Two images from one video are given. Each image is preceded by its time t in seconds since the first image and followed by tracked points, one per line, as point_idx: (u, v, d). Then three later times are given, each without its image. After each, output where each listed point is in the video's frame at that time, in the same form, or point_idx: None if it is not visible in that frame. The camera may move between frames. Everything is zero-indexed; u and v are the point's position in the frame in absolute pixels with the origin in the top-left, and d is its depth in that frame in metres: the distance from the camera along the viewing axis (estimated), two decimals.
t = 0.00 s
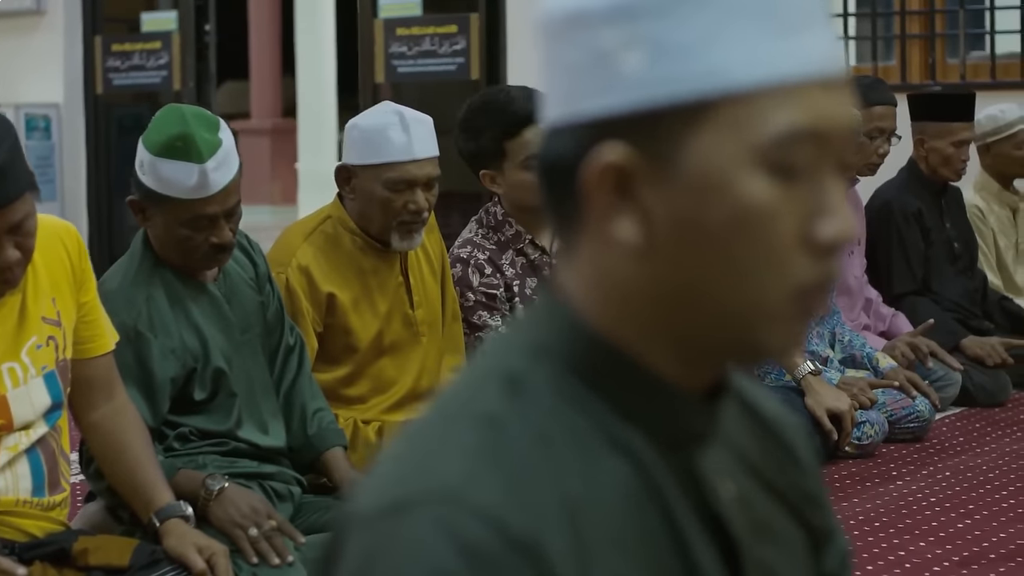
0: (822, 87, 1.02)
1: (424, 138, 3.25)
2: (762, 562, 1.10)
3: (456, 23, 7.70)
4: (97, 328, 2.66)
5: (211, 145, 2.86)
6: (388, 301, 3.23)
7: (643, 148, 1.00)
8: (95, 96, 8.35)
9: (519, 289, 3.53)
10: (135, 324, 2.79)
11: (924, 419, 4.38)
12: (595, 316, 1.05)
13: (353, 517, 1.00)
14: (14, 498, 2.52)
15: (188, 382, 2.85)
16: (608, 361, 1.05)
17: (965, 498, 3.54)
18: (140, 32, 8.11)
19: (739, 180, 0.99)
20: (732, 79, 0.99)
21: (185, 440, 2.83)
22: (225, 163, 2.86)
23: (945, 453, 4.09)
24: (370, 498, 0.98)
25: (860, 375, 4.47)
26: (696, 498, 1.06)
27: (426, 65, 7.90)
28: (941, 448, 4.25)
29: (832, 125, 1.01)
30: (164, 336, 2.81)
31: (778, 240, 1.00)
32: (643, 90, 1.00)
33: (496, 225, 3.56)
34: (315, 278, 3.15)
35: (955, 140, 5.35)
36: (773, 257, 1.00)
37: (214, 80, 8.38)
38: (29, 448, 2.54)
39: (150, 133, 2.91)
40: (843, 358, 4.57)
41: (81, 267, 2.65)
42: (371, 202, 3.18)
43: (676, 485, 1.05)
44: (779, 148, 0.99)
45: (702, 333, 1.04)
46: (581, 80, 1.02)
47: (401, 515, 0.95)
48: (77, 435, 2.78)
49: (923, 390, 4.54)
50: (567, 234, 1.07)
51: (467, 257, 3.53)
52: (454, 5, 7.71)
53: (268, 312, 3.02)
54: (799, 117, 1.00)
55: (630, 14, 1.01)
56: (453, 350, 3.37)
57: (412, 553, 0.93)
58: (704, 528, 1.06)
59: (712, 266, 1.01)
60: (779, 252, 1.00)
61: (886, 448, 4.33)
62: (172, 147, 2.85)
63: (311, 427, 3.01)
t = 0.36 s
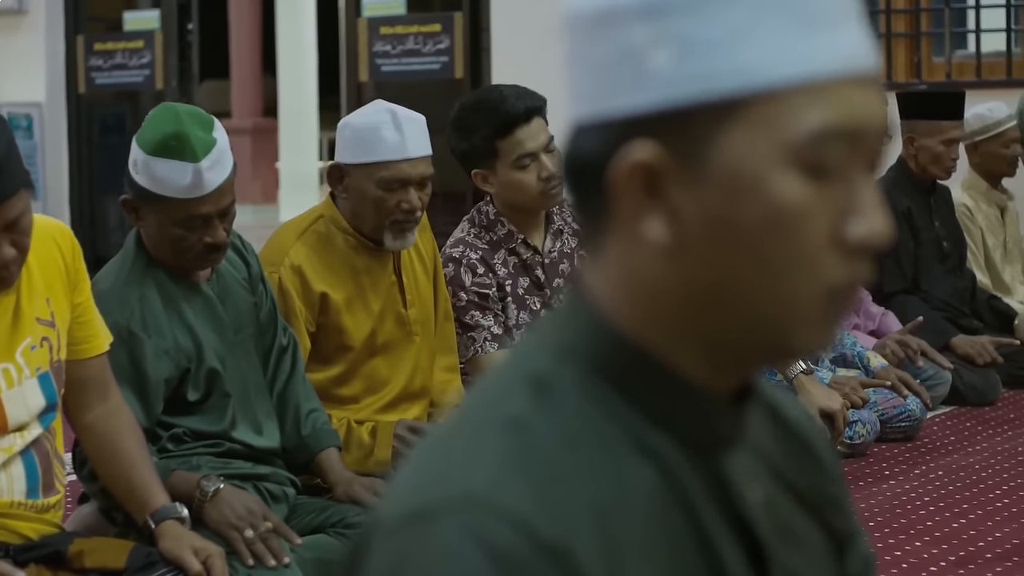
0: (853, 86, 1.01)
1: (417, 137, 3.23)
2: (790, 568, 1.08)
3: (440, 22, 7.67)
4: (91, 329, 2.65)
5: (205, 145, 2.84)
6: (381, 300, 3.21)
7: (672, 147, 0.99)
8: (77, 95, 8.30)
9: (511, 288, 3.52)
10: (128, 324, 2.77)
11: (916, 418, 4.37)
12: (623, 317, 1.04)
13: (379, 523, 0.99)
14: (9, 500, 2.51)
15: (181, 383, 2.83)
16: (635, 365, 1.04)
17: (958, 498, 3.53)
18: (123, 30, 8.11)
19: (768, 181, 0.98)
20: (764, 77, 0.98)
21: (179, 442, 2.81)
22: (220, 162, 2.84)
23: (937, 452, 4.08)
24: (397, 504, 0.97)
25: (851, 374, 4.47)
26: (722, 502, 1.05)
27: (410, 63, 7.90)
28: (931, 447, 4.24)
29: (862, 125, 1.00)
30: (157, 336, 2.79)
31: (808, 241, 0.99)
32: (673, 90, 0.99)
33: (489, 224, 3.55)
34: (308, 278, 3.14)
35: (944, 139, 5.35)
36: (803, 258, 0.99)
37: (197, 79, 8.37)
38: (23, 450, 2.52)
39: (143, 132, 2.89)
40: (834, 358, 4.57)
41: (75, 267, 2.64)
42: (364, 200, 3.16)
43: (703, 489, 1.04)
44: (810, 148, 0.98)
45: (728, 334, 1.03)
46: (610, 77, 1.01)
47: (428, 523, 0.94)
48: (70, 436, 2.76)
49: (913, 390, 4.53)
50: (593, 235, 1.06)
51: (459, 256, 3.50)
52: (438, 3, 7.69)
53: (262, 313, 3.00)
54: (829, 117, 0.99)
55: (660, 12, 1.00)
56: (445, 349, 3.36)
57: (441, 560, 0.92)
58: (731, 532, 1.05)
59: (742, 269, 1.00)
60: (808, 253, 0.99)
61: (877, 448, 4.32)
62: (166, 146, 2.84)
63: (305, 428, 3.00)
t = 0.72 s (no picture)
0: (886, 83, 0.99)
1: (416, 136, 3.23)
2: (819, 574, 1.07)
3: (428, 21, 7.66)
4: (89, 330, 2.64)
5: (199, 140, 2.83)
6: (378, 300, 3.20)
7: (706, 145, 0.98)
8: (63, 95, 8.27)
9: (507, 287, 3.51)
10: (126, 324, 2.75)
11: (911, 418, 4.35)
12: (652, 320, 1.03)
13: (408, 528, 0.97)
14: (8, 502, 2.49)
15: (178, 383, 2.81)
16: (665, 367, 1.02)
17: (956, 497, 3.52)
18: (109, 29, 8.11)
19: (804, 179, 0.96)
20: (798, 74, 0.97)
21: (177, 443, 2.79)
22: (214, 157, 2.83)
23: (933, 452, 4.06)
24: (427, 509, 0.95)
25: (846, 375, 4.45)
26: (753, 506, 1.03)
27: (397, 62, 7.86)
28: (927, 446, 4.22)
29: (897, 122, 0.99)
30: (155, 336, 2.77)
31: (842, 241, 0.98)
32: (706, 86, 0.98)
33: (484, 223, 3.54)
34: (306, 278, 3.12)
35: (938, 139, 5.35)
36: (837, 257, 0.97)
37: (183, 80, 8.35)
38: (22, 453, 2.50)
39: (137, 130, 2.88)
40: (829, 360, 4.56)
41: (73, 268, 2.63)
42: (362, 200, 3.15)
43: (734, 492, 1.02)
44: (845, 146, 0.96)
45: (759, 333, 1.02)
46: (643, 74, 1.00)
47: (459, 527, 0.92)
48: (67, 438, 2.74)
49: (908, 390, 4.51)
50: (622, 234, 1.05)
51: (455, 255, 3.48)
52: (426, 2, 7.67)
53: (258, 313, 2.98)
54: (864, 115, 0.97)
55: (693, 8, 0.99)
56: (443, 349, 3.37)
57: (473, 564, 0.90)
58: (763, 536, 1.03)
59: (776, 270, 0.98)
60: (843, 252, 0.97)
61: (873, 448, 4.30)
62: (160, 144, 2.83)
63: (303, 428, 2.98)
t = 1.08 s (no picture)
0: (921, 82, 0.99)
1: (415, 137, 3.25)
2: None
3: (416, 20, 7.64)
4: (88, 331, 2.62)
5: (193, 136, 2.83)
6: (376, 301, 3.19)
7: (742, 145, 0.97)
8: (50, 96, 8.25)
9: (505, 287, 3.51)
10: (124, 324, 2.73)
11: (906, 418, 4.34)
12: (682, 320, 1.02)
13: (437, 535, 0.96)
14: (7, 505, 2.47)
15: (177, 383, 2.80)
16: (697, 367, 1.01)
17: (953, 498, 3.51)
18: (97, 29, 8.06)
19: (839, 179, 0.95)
20: (832, 72, 0.96)
21: (177, 444, 2.78)
22: (208, 153, 2.83)
23: (929, 453, 4.05)
24: (458, 514, 0.94)
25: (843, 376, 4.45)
26: (784, 509, 1.02)
27: (386, 62, 7.83)
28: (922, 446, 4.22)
29: (931, 121, 0.98)
30: (153, 336, 2.75)
31: (877, 241, 0.97)
32: (741, 84, 0.97)
33: (482, 223, 3.53)
34: (304, 279, 3.11)
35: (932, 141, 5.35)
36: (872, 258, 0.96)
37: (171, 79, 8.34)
38: (21, 455, 2.48)
39: (130, 127, 2.88)
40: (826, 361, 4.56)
41: (71, 268, 2.61)
42: (361, 201, 3.15)
43: (764, 496, 1.01)
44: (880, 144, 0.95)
45: (791, 333, 1.01)
46: (676, 72, 1.00)
47: (492, 531, 0.91)
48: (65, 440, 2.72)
49: (904, 390, 4.50)
50: (653, 235, 1.04)
51: (453, 255, 3.46)
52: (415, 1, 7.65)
53: (256, 313, 2.97)
54: (899, 113, 0.97)
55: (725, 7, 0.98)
56: (438, 351, 3.36)
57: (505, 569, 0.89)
58: (794, 541, 1.02)
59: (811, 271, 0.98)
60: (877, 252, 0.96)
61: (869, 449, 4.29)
62: (154, 140, 2.82)
63: (301, 430, 2.96)
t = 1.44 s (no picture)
0: (950, 81, 0.97)
1: (411, 137, 3.23)
2: None
3: (405, 20, 7.62)
4: (82, 331, 2.60)
5: (183, 130, 2.80)
6: (372, 303, 3.18)
7: (772, 144, 0.96)
8: (36, 95, 8.22)
9: (501, 287, 3.49)
10: (120, 324, 2.72)
11: (901, 418, 4.34)
12: (711, 322, 1.01)
13: (465, 541, 0.95)
14: (4, 507, 2.45)
15: (174, 383, 2.78)
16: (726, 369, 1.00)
17: (950, 498, 3.51)
18: (82, 29, 7.97)
19: (872, 179, 0.94)
20: (865, 69, 0.95)
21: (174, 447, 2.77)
22: (199, 147, 2.80)
23: (924, 454, 4.05)
24: (487, 520, 0.93)
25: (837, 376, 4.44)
26: (814, 511, 1.01)
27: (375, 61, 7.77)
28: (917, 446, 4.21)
29: (963, 120, 0.97)
30: (150, 335, 2.73)
31: (909, 243, 0.96)
32: (771, 84, 0.96)
33: (477, 223, 3.51)
34: (300, 280, 3.09)
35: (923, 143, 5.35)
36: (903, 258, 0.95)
37: (157, 79, 8.30)
38: (17, 456, 2.46)
39: (120, 126, 2.85)
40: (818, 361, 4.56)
41: (65, 269, 2.60)
42: (357, 202, 3.14)
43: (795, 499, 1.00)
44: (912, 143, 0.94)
45: (822, 334, 1.00)
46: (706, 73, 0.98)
47: (523, 537, 0.90)
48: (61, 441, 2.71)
49: (897, 390, 4.50)
50: (680, 238, 1.03)
51: (449, 255, 3.45)
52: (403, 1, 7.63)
53: (253, 313, 2.96)
54: (931, 112, 0.95)
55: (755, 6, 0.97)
56: (435, 352, 3.35)
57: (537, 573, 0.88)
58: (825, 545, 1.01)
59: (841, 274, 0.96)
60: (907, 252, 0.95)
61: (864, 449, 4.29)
62: (145, 137, 2.80)
63: (298, 431, 2.95)
